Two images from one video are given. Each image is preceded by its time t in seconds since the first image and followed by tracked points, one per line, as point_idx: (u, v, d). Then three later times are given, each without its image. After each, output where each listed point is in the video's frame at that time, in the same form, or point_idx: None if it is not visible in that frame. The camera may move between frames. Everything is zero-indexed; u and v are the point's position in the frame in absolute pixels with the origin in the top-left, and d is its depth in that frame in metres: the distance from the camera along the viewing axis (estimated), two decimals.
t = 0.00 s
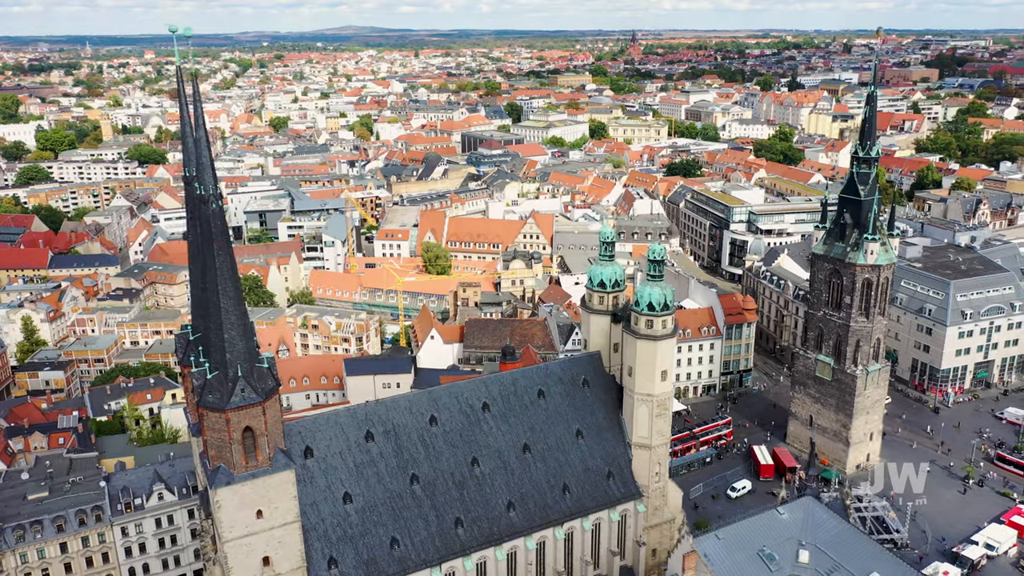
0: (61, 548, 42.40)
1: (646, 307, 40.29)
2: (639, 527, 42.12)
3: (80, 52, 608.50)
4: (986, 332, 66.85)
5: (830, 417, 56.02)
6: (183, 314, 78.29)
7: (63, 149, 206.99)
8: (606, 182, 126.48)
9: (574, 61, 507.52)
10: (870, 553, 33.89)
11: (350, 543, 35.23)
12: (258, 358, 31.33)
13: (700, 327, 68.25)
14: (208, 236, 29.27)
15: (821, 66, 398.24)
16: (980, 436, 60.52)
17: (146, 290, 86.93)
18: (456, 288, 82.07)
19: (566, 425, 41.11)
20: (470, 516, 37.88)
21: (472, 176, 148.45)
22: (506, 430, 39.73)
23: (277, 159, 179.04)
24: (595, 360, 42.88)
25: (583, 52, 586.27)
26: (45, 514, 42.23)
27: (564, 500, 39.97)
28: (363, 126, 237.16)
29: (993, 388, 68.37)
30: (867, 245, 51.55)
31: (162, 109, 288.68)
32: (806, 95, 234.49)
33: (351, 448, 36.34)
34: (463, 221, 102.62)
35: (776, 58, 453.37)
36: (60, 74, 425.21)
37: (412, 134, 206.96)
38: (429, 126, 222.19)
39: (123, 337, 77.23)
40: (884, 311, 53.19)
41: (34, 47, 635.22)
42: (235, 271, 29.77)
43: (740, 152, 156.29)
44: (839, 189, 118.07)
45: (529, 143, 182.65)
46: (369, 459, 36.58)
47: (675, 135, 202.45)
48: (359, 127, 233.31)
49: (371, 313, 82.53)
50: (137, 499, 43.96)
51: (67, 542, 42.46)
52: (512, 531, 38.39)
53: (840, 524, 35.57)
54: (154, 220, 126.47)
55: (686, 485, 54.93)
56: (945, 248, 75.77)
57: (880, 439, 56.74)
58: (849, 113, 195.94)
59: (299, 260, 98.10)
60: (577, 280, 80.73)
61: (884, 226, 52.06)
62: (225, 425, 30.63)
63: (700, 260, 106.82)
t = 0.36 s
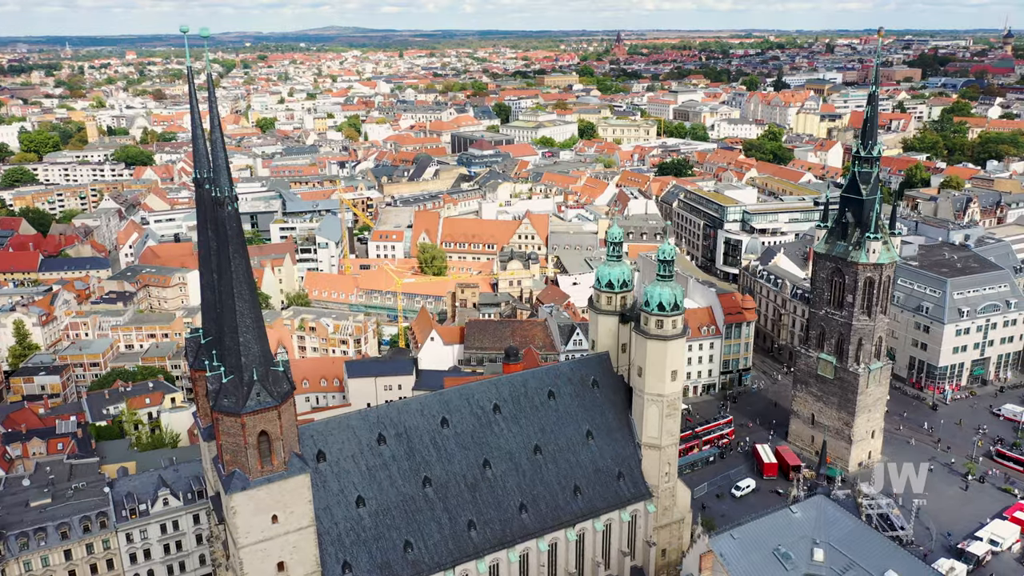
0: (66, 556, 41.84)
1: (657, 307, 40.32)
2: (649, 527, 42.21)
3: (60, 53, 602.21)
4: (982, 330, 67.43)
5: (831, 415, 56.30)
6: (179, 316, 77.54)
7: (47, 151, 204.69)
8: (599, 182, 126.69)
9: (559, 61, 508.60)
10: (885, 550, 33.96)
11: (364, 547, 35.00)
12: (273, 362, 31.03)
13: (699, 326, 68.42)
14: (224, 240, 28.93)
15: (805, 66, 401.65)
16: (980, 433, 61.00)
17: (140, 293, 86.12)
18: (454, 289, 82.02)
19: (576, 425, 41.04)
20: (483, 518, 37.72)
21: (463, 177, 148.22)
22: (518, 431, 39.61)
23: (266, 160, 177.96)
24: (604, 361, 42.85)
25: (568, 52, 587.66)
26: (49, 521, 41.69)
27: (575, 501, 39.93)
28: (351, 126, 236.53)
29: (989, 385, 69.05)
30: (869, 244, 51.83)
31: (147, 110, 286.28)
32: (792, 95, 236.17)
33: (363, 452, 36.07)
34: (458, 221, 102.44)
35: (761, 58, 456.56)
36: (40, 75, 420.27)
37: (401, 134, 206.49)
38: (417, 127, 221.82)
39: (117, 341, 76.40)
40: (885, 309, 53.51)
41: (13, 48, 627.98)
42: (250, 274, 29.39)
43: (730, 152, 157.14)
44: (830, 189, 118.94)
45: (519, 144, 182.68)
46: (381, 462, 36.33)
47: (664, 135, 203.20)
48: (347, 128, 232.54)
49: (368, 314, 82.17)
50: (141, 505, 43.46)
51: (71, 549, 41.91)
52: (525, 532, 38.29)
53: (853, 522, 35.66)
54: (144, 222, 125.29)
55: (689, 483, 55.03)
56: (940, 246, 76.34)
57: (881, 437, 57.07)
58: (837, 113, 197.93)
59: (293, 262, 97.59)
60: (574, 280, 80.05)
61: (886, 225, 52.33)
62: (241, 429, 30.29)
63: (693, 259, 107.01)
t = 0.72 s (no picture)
0: (71, 563, 41.31)
1: (667, 307, 40.35)
2: (659, 527, 42.24)
3: (40, 53, 595.50)
4: (978, 328, 68.06)
5: (834, 413, 56.52)
6: (174, 319, 76.65)
7: (32, 152, 202.32)
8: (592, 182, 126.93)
9: (544, 61, 508.89)
10: (899, 547, 34.14)
11: (378, 551, 34.75)
12: (289, 365, 30.73)
13: (699, 325, 68.56)
14: (240, 242, 28.64)
15: (790, 65, 404.30)
16: (979, 429, 61.49)
17: (133, 295, 85.23)
18: (452, 290, 81.84)
19: (587, 426, 40.99)
20: (496, 520, 37.60)
21: (455, 177, 147.95)
22: (529, 432, 39.50)
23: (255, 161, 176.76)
24: (613, 361, 42.80)
25: (554, 52, 588.02)
26: (53, 527, 41.11)
27: (587, 502, 39.85)
28: (339, 127, 235.55)
29: (985, 382, 69.73)
30: (871, 242, 52.10)
31: (132, 111, 283.72)
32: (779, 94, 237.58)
33: (376, 454, 35.84)
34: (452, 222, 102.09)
35: (746, 58, 458.85)
36: (21, 75, 415.23)
37: (391, 135, 205.89)
38: (407, 128, 221.21)
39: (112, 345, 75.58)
40: (887, 308, 53.84)
41: None
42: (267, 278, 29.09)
43: (720, 151, 157.84)
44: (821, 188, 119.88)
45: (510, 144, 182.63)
46: (394, 464, 36.10)
47: (653, 135, 203.78)
48: (335, 128, 231.51)
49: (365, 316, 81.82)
50: (147, 510, 43.00)
51: (76, 556, 41.39)
52: (537, 534, 38.18)
53: (865, 520, 35.82)
54: (133, 224, 124.15)
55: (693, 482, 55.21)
56: (935, 244, 77.01)
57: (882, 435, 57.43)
58: (825, 113, 199.51)
59: (288, 264, 97.10)
60: (572, 280, 79.93)
61: (888, 224, 52.67)
62: (258, 433, 29.99)
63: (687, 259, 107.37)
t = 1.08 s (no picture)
0: (77, 569, 40.82)
1: (676, 307, 40.49)
2: (669, 527, 42.30)
3: (21, 53, 589.55)
4: (975, 325, 68.68)
5: (835, 411, 56.84)
6: (170, 322, 75.99)
7: (16, 154, 200.36)
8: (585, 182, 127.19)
9: (530, 61, 509.38)
10: (912, 543, 34.34)
11: (392, 554, 34.52)
12: (306, 368, 30.45)
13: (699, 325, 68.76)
14: (257, 244, 28.37)
15: (775, 65, 406.93)
16: (978, 426, 61.92)
17: (127, 298, 84.53)
18: (449, 290, 81.71)
19: (597, 427, 40.99)
20: (509, 521, 37.49)
21: (447, 178, 147.75)
22: (541, 433, 39.44)
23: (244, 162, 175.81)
24: (622, 361, 42.83)
25: (540, 53, 588.63)
26: (59, 533, 40.61)
27: (598, 502, 39.83)
28: (328, 128, 234.78)
29: (981, 379, 70.33)
30: (872, 241, 52.47)
31: (118, 112, 281.54)
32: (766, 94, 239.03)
33: (389, 456, 35.63)
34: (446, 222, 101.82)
35: (731, 58, 461.25)
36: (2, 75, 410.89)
37: (380, 135, 205.42)
38: (396, 129, 220.75)
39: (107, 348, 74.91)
40: (888, 306, 54.23)
41: None
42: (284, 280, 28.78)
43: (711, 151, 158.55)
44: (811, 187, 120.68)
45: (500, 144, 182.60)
46: (407, 467, 35.92)
47: (642, 135, 204.45)
48: (323, 129, 230.71)
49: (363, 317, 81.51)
50: (153, 515, 42.64)
51: (82, 562, 40.91)
52: (550, 535, 38.12)
53: (877, 518, 35.97)
54: (123, 226, 123.15)
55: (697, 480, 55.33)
56: (930, 242, 77.64)
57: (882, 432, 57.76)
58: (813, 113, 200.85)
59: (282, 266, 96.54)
60: (570, 280, 79.93)
61: (889, 223, 53.07)
62: (275, 437, 29.76)
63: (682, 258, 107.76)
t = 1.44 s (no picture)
0: None
1: (686, 306, 40.66)
2: (679, 525, 42.44)
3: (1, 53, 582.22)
4: (970, 322, 69.32)
5: (836, 409, 57.23)
6: (166, 324, 75.36)
7: None
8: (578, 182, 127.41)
9: (516, 61, 509.32)
10: (924, 538, 34.52)
11: (407, 556, 34.34)
12: (324, 369, 30.22)
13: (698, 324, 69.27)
14: (274, 245, 28.00)
15: (760, 65, 409.14)
16: (975, 423, 62.55)
17: (121, 301, 83.71)
18: (447, 291, 81.59)
19: (607, 426, 41.01)
20: (522, 522, 37.43)
21: (438, 178, 147.47)
22: (552, 433, 39.43)
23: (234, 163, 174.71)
24: (631, 361, 42.89)
25: (525, 53, 588.67)
26: (64, 539, 40.11)
27: (609, 502, 39.85)
28: (316, 128, 233.62)
29: (977, 375, 70.99)
30: (874, 239, 52.76)
31: (102, 113, 278.71)
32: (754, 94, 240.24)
33: (403, 458, 35.48)
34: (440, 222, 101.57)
35: (717, 57, 463.18)
36: None
37: (369, 136, 204.68)
38: (385, 130, 220.07)
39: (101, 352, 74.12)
40: (889, 304, 54.60)
41: None
42: (302, 281, 28.49)
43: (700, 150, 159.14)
44: (803, 186, 121.45)
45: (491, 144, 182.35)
46: (421, 468, 35.77)
47: (632, 135, 204.92)
48: (312, 129, 229.54)
49: (360, 318, 81.19)
50: (160, 520, 42.26)
51: (89, 568, 40.44)
52: (563, 535, 38.09)
53: (889, 514, 36.13)
54: (113, 228, 121.94)
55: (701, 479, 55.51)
56: (925, 240, 78.29)
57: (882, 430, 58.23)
58: (801, 113, 202.14)
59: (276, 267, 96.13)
60: (568, 280, 79.99)
61: (889, 221, 53.43)
62: (293, 440, 29.53)
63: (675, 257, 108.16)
